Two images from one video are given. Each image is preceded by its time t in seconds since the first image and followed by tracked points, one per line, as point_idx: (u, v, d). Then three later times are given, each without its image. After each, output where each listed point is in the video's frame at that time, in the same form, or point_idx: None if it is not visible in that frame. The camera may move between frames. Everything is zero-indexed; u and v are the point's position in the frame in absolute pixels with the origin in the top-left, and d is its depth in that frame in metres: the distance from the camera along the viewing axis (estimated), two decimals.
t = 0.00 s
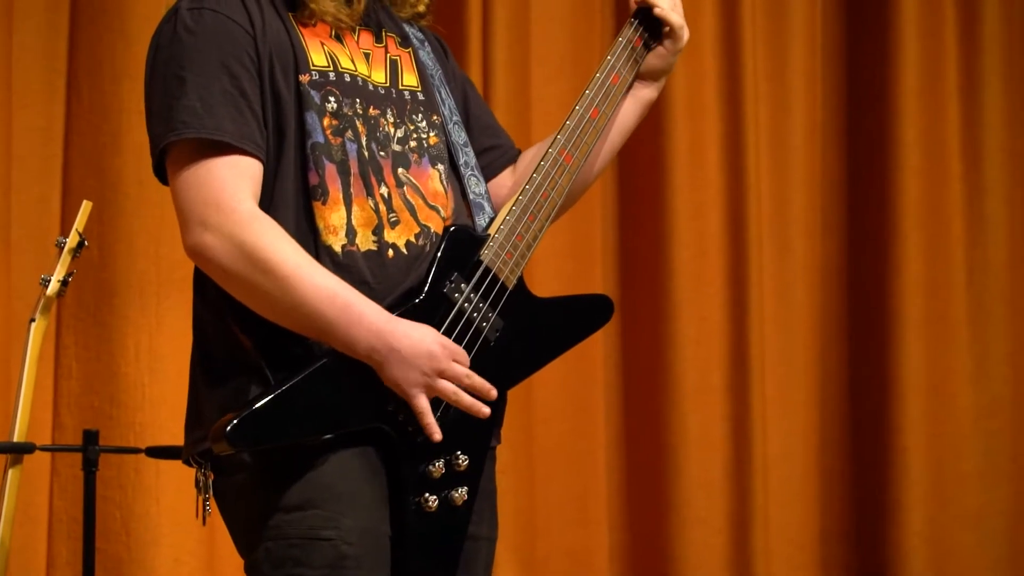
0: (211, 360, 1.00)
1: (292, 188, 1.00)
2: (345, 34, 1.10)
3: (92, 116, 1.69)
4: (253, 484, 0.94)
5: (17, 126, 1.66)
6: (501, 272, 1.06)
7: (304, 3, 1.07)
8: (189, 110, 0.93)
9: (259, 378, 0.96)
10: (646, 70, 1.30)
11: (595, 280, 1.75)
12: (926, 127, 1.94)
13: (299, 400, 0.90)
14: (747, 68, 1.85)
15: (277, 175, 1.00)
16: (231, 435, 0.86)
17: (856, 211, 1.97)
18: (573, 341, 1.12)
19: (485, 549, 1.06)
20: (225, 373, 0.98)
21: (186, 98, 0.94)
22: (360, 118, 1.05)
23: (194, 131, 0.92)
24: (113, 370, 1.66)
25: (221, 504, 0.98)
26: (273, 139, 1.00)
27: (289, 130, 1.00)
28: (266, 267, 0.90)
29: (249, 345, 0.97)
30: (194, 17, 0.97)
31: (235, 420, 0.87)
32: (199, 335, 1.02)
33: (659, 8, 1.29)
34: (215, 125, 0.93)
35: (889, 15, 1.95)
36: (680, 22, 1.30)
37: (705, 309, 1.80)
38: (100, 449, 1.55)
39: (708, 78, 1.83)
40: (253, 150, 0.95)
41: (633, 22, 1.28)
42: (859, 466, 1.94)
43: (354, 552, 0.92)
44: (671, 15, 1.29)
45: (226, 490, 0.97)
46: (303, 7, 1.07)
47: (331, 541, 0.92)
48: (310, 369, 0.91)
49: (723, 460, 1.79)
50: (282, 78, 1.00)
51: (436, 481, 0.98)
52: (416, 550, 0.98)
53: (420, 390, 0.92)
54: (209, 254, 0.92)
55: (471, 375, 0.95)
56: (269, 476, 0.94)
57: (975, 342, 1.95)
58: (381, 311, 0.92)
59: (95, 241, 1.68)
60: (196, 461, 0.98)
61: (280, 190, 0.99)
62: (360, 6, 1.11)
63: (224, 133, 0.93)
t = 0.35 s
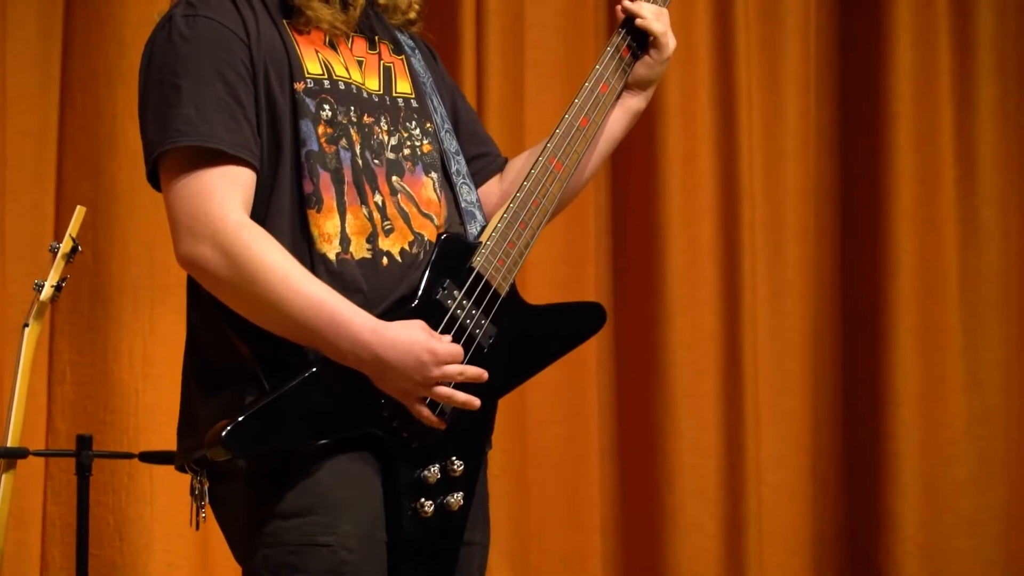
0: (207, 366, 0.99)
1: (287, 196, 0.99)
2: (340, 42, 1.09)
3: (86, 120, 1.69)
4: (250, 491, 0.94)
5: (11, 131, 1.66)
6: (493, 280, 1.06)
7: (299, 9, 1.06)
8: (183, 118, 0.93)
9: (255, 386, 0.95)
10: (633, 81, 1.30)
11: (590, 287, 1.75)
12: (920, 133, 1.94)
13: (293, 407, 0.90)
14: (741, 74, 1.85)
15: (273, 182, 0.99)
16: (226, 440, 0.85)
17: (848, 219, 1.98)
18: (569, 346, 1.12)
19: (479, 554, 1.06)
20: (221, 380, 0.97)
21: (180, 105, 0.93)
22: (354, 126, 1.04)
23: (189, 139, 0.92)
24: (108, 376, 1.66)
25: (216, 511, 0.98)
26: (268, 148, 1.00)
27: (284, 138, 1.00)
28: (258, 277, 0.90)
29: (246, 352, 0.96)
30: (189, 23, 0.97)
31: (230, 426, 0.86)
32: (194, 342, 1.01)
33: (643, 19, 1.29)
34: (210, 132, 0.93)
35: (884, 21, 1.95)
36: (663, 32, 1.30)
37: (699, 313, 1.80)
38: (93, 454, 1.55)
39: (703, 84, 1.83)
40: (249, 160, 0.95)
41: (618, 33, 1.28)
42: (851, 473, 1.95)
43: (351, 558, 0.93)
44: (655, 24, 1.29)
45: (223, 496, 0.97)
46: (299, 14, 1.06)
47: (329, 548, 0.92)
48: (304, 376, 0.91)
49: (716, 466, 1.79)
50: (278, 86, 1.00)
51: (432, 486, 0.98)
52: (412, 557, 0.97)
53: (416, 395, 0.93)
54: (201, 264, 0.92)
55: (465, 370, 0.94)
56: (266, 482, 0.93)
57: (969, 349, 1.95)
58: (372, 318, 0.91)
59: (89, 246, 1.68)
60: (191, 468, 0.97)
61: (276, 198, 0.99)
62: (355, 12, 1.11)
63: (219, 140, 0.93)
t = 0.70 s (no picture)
0: (199, 377, 0.99)
1: (274, 208, 0.99)
2: (324, 54, 1.09)
3: (79, 124, 1.69)
4: (243, 498, 0.93)
5: (4, 134, 1.64)
6: (481, 284, 1.06)
7: (282, 22, 1.06)
8: (167, 127, 0.92)
9: (245, 394, 0.94)
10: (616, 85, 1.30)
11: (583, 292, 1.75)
12: (913, 137, 1.94)
13: (282, 414, 0.90)
14: (733, 78, 1.85)
15: (259, 193, 0.99)
16: (215, 446, 0.86)
17: (841, 222, 1.98)
18: (563, 348, 1.11)
19: (478, 557, 1.05)
20: (213, 389, 0.97)
21: (165, 115, 0.93)
22: (339, 136, 1.04)
23: (174, 149, 0.91)
24: (100, 380, 1.66)
25: (213, 519, 0.98)
26: (253, 160, 0.99)
27: (269, 149, 0.99)
28: (246, 284, 0.89)
29: (234, 360, 0.96)
30: (173, 33, 0.97)
31: (219, 431, 0.87)
32: (187, 354, 1.02)
33: (625, 25, 1.28)
34: (195, 143, 0.92)
35: (876, 26, 1.95)
36: (644, 36, 1.28)
37: (691, 316, 1.80)
38: (85, 457, 1.55)
39: (694, 89, 1.83)
40: (235, 169, 0.94)
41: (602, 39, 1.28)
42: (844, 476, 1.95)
43: (347, 561, 0.92)
44: (637, 29, 1.28)
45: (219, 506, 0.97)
46: (282, 28, 1.06)
47: (324, 551, 0.91)
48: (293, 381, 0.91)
49: (709, 470, 1.79)
50: (262, 99, 1.00)
51: (426, 489, 0.97)
52: (408, 560, 0.97)
53: (403, 402, 0.93)
54: (188, 272, 0.91)
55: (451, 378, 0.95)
56: (258, 488, 0.93)
57: (962, 353, 1.95)
58: (361, 325, 0.91)
59: (82, 250, 1.68)
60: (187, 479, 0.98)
61: (262, 208, 0.99)
62: (338, 28, 1.10)
63: (205, 151, 0.92)
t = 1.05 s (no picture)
0: (181, 386, 0.99)
1: (265, 217, 0.99)
2: (323, 63, 1.09)
3: (73, 139, 1.69)
4: (224, 509, 0.93)
5: None
6: (469, 301, 1.06)
7: (283, 30, 1.06)
8: (164, 133, 0.92)
9: (226, 406, 0.95)
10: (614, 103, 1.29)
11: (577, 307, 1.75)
12: (907, 152, 1.94)
13: (264, 426, 0.90)
14: (728, 92, 1.85)
15: (251, 201, 0.99)
16: (195, 457, 0.86)
17: (834, 235, 1.99)
18: (549, 368, 1.11)
19: (458, 571, 1.06)
20: (193, 400, 0.97)
21: (161, 121, 0.93)
22: (334, 147, 1.03)
23: (170, 155, 0.91)
24: (95, 395, 1.66)
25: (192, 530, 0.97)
26: (247, 167, 0.99)
27: (263, 157, 0.99)
28: (236, 294, 0.89)
29: (219, 371, 0.96)
30: (172, 39, 0.96)
31: (199, 442, 0.86)
32: (167, 363, 1.01)
33: (625, 43, 1.28)
34: (191, 150, 0.92)
35: (870, 40, 1.96)
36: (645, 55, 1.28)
37: (684, 329, 1.80)
38: (81, 473, 1.55)
39: (689, 102, 1.83)
40: (228, 177, 0.94)
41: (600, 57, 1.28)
42: (838, 489, 1.96)
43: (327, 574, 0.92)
44: (636, 48, 1.28)
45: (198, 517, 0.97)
46: (282, 35, 1.06)
47: (304, 564, 0.92)
48: (275, 395, 0.91)
49: (702, 483, 1.80)
50: (259, 106, 1.00)
51: (405, 505, 0.97)
52: None
53: (385, 420, 0.93)
54: (178, 279, 0.91)
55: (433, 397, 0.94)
56: (239, 500, 0.93)
57: (956, 366, 1.96)
58: (348, 340, 0.91)
59: (76, 265, 1.68)
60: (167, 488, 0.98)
61: (254, 217, 0.98)
62: (339, 35, 1.10)
63: (201, 159, 0.92)
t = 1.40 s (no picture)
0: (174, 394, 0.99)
1: (257, 220, 0.99)
2: (311, 66, 1.08)
3: (72, 143, 1.69)
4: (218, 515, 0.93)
5: None
6: (466, 301, 1.06)
7: (269, 36, 1.06)
8: (156, 138, 0.93)
9: (221, 411, 0.95)
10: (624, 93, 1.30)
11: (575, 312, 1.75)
12: (906, 157, 1.94)
13: (259, 432, 0.90)
14: (726, 97, 1.85)
15: (242, 206, 0.99)
16: (192, 465, 0.86)
17: (833, 239, 1.99)
18: (547, 365, 1.09)
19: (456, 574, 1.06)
20: (187, 406, 0.97)
21: (152, 126, 0.93)
22: (324, 150, 1.03)
23: (162, 159, 0.91)
24: (93, 400, 1.66)
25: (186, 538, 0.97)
26: (238, 170, 0.99)
27: (253, 162, 0.99)
28: (235, 294, 0.89)
29: (212, 379, 0.96)
30: (161, 45, 0.97)
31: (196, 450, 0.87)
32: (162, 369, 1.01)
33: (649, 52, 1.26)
34: (183, 153, 0.92)
35: (869, 44, 1.96)
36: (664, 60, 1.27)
37: (683, 334, 1.80)
38: (80, 477, 1.55)
39: (687, 108, 1.84)
40: (222, 177, 0.94)
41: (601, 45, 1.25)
42: (837, 494, 1.95)
43: None
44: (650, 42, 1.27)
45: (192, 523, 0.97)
46: (269, 40, 1.06)
47: (299, 567, 0.92)
48: (271, 400, 0.91)
49: (701, 488, 1.79)
50: (249, 111, 1.00)
51: (402, 509, 0.97)
52: None
53: (382, 425, 0.93)
54: (177, 277, 0.90)
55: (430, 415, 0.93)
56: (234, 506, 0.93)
57: (956, 372, 1.95)
58: (346, 346, 0.91)
59: (75, 270, 1.68)
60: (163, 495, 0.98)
61: (245, 219, 0.99)
62: (324, 37, 1.10)
63: (193, 161, 0.92)
